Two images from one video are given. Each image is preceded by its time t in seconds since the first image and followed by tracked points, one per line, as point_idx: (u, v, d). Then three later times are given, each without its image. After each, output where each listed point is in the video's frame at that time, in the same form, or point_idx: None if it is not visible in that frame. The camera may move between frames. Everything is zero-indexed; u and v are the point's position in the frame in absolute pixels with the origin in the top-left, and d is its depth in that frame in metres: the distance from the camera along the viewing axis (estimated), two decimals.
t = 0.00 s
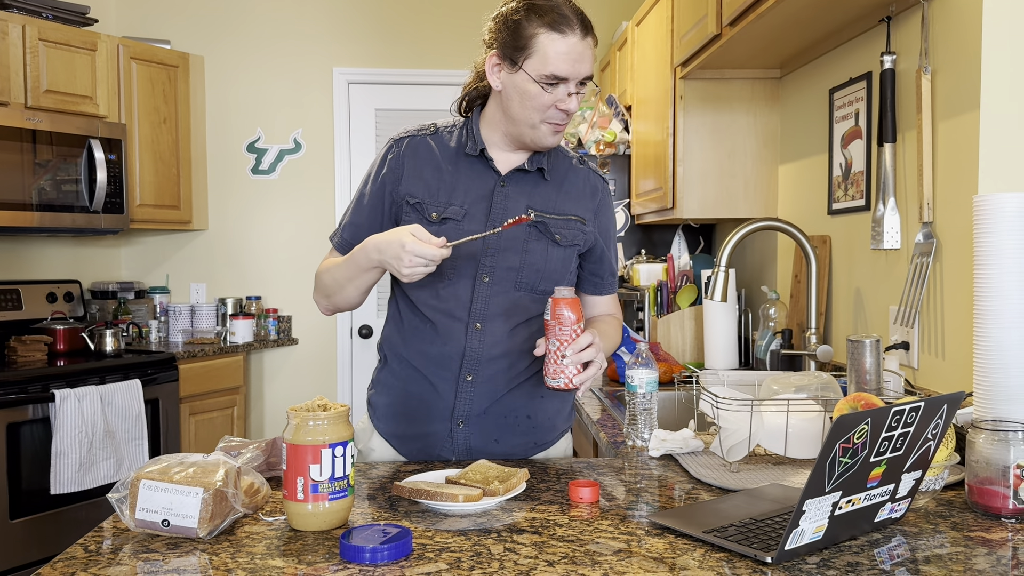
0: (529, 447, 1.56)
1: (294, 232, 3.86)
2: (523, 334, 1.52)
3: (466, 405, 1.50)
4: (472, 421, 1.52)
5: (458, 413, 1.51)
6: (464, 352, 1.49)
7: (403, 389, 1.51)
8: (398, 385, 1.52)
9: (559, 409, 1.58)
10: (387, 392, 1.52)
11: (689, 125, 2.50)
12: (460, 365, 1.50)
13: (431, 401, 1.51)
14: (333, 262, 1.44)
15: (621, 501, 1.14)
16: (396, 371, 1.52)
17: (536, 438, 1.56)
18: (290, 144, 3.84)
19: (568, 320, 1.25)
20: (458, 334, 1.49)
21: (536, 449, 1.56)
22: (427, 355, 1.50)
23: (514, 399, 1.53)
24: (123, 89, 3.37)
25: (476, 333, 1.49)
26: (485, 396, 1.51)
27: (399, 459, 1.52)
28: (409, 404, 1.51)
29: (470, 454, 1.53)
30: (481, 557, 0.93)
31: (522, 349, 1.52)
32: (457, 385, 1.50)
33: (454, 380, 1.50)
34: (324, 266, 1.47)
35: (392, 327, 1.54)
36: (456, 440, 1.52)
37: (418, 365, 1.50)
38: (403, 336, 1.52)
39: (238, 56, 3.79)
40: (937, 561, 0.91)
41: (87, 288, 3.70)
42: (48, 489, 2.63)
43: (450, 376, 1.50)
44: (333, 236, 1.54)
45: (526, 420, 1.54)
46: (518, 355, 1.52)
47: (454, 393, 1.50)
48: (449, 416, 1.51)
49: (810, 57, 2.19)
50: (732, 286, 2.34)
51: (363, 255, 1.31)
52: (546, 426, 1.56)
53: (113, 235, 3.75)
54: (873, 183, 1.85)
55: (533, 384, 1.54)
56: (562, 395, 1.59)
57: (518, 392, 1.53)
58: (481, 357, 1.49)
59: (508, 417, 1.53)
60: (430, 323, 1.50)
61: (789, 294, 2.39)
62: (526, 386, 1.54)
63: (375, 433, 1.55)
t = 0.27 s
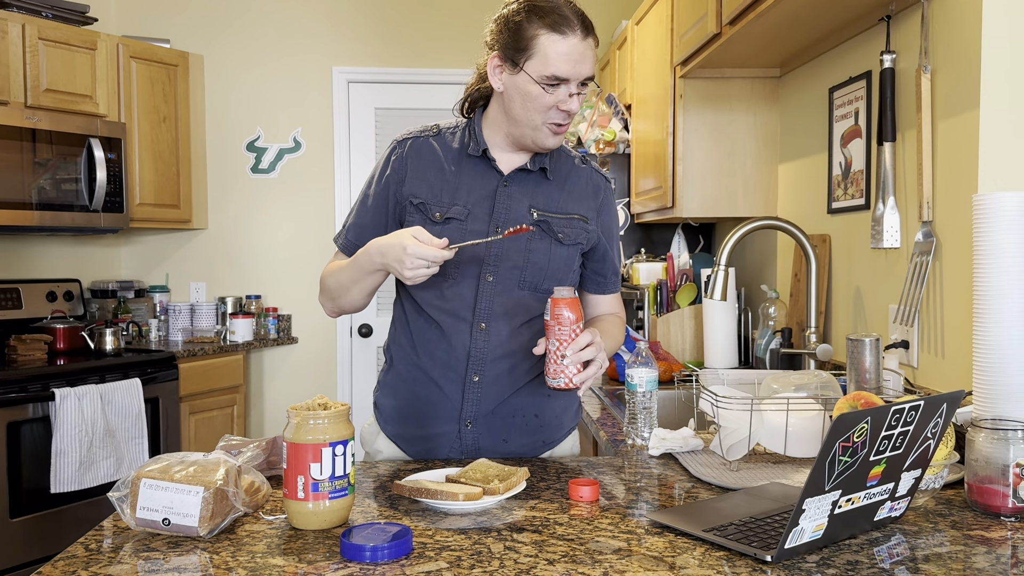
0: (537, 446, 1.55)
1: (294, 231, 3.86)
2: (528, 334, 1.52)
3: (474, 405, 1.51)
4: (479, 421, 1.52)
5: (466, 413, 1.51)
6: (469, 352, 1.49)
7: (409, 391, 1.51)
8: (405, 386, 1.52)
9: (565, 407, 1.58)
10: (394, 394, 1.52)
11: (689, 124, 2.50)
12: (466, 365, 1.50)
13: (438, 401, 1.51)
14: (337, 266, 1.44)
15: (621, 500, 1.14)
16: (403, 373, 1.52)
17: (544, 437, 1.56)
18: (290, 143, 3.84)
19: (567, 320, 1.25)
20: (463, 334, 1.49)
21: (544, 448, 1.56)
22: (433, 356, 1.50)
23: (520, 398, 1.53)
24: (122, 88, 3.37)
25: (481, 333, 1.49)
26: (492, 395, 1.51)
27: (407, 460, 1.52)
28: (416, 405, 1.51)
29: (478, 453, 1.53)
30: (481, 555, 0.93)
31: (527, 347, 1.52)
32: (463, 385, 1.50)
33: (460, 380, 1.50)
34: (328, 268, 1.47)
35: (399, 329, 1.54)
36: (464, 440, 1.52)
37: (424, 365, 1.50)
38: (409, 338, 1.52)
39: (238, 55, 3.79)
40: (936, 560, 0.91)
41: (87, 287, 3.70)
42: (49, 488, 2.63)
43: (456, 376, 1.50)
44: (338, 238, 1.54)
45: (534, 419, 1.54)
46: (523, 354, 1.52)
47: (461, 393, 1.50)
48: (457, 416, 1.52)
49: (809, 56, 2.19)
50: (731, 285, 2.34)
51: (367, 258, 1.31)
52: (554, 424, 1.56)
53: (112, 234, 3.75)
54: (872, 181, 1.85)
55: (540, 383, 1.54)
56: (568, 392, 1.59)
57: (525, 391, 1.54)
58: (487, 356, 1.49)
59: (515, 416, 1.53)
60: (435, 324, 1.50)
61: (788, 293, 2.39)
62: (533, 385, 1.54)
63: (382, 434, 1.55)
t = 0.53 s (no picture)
0: (538, 445, 1.55)
1: (293, 230, 3.86)
2: (529, 332, 1.52)
3: (475, 404, 1.51)
4: (481, 419, 1.52)
5: (467, 411, 1.51)
6: (470, 351, 1.49)
7: (410, 390, 1.51)
8: (406, 385, 1.51)
9: (566, 405, 1.58)
10: (396, 394, 1.52)
11: (688, 123, 2.50)
12: (467, 364, 1.50)
13: (440, 401, 1.51)
14: (336, 268, 1.44)
15: (620, 499, 1.14)
16: (403, 372, 1.52)
17: (545, 435, 1.56)
18: (289, 142, 3.84)
19: (564, 318, 1.25)
20: (464, 332, 1.49)
21: (546, 446, 1.56)
22: (434, 355, 1.50)
23: (521, 396, 1.53)
24: (122, 87, 3.36)
25: (482, 331, 1.49)
26: (493, 394, 1.51)
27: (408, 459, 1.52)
28: (418, 404, 1.51)
29: (480, 452, 1.53)
30: (480, 554, 0.93)
31: (528, 346, 1.52)
32: (465, 384, 1.50)
33: (461, 379, 1.50)
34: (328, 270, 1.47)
35: (400, 329, 1.54)
36: (466, 439, 1.52)
37: (425, 365, 1.50)
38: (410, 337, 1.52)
39: (237, 54, 3.79)
40: (935, 559, 0.91)
41: (86, 286, 3.70)
42: (48, 487, 2.63)
43: (457, 375, 1.50)
44: (338, 238, 1.54)
45: (535, 417, 1.54)
46: (524, 352, 1.52)
47: (463, 392, 1.50)
48: (459, 415, 1.52)
49: (809, 55, 2.20)
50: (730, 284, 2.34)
51: (365, 262, 1.31)
52: (554, 422, 1.56)
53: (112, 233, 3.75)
54: (872, 180, 1.85)
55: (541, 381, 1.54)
56: (569, 391, 1.59)
57: (526, 389, 1.54)
58: (488, 355, 1.49)
59: (516, 414, 1.53)
60: (436, 323, 1.50)
61: (788, 292, 2.39)
62: (533, 383, 1.54)
63: (383, 434, 1.55)
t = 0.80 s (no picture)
0: (532, 443, 1.56)
1: (292, 229, 3.86)
2: (522, 331, 1.52)
3: (469, 403, 1.51)
4: (475, 418, 1.52)
5: (461, 410, 1.51)
6: (464, 350, 1.49)
7: (404, 389, 1.52)
8: (400, 384, 1.52)
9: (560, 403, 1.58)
10: (390, 392, 1.52)
11: (687, 122, 2.50)
12: (461, 363, 1.50)
13: (434, 400, 1.51)
14: (333, 270, 1.43)
15: (618, 498, 1.14)
16: (398, 371, 1.52)
17: (539, 433, 1.56)
18: (288, 141, 3.84)
19: (571, 332, 1.25)
20: (457, 332, 1.49)
21: (539, 445, 1.57)
22: (428, 354, 1.50)
23: (515, 395, 1.54)
24: (121, 86, 3.36)
25: (475, 330, 1.49)
26: (487, 393, 1.51)
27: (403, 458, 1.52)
28: (412, 403, 1.51)
29: (474, 451, 1.54)
30: (479, 554, 0.93)
31: (522, 344, 1.52)
32: (459, 383, 1.50)
33: (455, 378, 1.50)
34: (324, 271, 1.47)
35: (395, 328, 1.54)
36: (460, 438, 1.53)
37: (418, 364, 1.50)
38: (404, 336, 1.52)
39: (236, 53, 3.79)
40: (933, 558, 0.91)
41: (85, 286, 3.70)
42: (47, 486, 2.63)
43: (451, 374, 1.50)
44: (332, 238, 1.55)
45: (529, 416, 1.55)
46: (518, 351, 1.52)
47: (457, 391, 1.51)
48: (453, 413, 1.52)
49: (807, 54, 2.20)
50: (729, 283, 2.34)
51: (362, 265, 1.30)
52: (548, 421, 1.56)
53: (111, 232, 3.75)
54: (870, 180, 1.85)
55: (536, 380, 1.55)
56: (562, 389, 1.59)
57: (520, 388, 1.54)
58: (482, 354, 1.50)
59: (510, 413, 1.54)
60: (430, 322, 1.50)
61: (786, 292, 2.40)
62: (527, 382, 1.54)
63: (377, 433, 1.55)
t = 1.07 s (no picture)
0: (522, 440, 1.56)
1: (291, 229, 3.86)
2: (512, 329, 1.52)
3: (460, 400, 1.51)
4: (466, 415, 1.52)
5: (452, 407, 1.51)
6: (454, 347, 1.49)
7: (395, 386, 1.51)
8: (391, 382, 1.52)
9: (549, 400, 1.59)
10: (381, 390, 1.52)
11: (686, 122, 2.50)
12: (451, 360, 1.50)
13: (425, 397, 1.51)
14: (319, 269, 1.43)
15: (617, 498, 1.14)
16: (388, 368, 1.52)
17: (529, 430, 1.57)
18: (287, 141, 3.84)
19: (585, 366, 1.23)
20: (447, 329, 1.49)
21: (529, 441, 1.58)
22: (418, 351, 1.50)
23: (506, 392, 1.54)
24: (120, 86, 3.36)
25: (465, 328, 1.49)
26: (478, 390, 1.51)
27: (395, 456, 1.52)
28: (403, 401, 1.51)
29: (465, 448, 1.54)
30: (478, 554, 0.93)
31: (511, 341, 1.52)
32: (449, 380, 1.50)
33: (446, 375, 1.50)
34: (310, 269, 1.47)
35: (384, 325, 1.54)
36: (451, 435, 1.53)
37: (409, 361, 1.50)
38: (394, 333, 1.52)
39: (235, 53, 3.79)
40: (932, 558, 0.92)
41: (84, 285, 3.70)
42: (46, 486, 2.63)
43: (442, 371, 1.50)
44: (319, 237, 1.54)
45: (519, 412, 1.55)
46: (508, 348, 1.52)
47: (448, 388, 1.51)
48: (444, 410, 1.52)
49: (807, 54, 2.20)
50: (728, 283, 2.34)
51: (346, 264, 1.30)
52: (538, 417, 1.57)
53: (110, 232, 3.74)
54: (870, 180, 1.85)
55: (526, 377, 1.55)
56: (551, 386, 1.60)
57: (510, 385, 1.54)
58: (472, 351, 1.49)
59: (501, 410, 1.54)
60: (419, 320, 1.50)
61: (785, 291, 2.40)
62: (517, 379, 1.54)
63: (368, 431, 1.54)
